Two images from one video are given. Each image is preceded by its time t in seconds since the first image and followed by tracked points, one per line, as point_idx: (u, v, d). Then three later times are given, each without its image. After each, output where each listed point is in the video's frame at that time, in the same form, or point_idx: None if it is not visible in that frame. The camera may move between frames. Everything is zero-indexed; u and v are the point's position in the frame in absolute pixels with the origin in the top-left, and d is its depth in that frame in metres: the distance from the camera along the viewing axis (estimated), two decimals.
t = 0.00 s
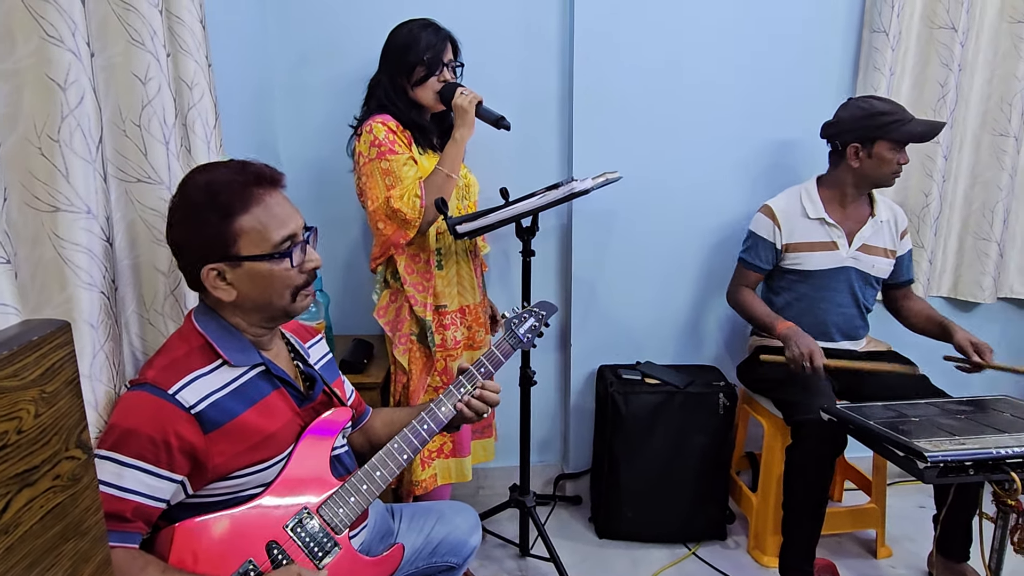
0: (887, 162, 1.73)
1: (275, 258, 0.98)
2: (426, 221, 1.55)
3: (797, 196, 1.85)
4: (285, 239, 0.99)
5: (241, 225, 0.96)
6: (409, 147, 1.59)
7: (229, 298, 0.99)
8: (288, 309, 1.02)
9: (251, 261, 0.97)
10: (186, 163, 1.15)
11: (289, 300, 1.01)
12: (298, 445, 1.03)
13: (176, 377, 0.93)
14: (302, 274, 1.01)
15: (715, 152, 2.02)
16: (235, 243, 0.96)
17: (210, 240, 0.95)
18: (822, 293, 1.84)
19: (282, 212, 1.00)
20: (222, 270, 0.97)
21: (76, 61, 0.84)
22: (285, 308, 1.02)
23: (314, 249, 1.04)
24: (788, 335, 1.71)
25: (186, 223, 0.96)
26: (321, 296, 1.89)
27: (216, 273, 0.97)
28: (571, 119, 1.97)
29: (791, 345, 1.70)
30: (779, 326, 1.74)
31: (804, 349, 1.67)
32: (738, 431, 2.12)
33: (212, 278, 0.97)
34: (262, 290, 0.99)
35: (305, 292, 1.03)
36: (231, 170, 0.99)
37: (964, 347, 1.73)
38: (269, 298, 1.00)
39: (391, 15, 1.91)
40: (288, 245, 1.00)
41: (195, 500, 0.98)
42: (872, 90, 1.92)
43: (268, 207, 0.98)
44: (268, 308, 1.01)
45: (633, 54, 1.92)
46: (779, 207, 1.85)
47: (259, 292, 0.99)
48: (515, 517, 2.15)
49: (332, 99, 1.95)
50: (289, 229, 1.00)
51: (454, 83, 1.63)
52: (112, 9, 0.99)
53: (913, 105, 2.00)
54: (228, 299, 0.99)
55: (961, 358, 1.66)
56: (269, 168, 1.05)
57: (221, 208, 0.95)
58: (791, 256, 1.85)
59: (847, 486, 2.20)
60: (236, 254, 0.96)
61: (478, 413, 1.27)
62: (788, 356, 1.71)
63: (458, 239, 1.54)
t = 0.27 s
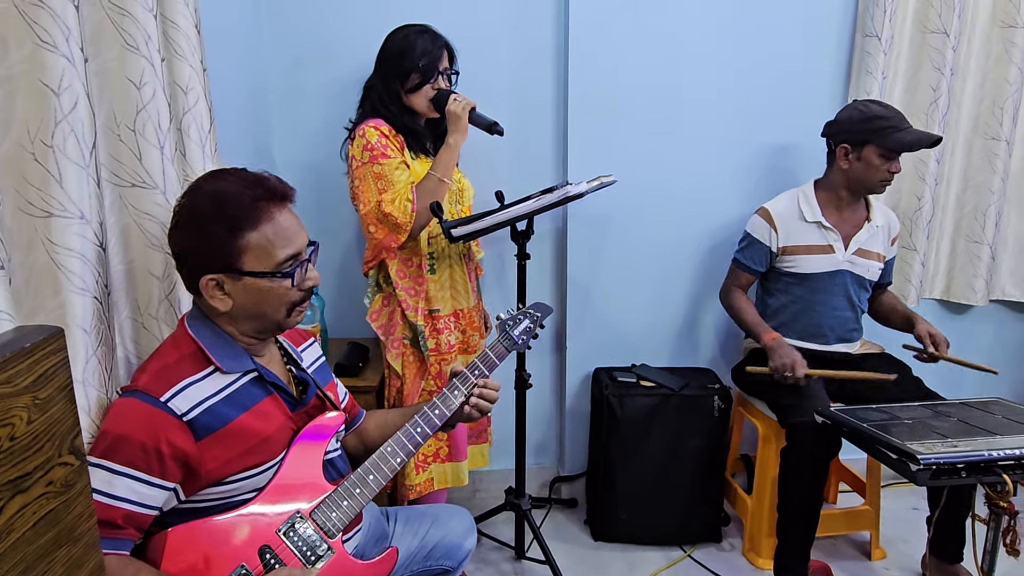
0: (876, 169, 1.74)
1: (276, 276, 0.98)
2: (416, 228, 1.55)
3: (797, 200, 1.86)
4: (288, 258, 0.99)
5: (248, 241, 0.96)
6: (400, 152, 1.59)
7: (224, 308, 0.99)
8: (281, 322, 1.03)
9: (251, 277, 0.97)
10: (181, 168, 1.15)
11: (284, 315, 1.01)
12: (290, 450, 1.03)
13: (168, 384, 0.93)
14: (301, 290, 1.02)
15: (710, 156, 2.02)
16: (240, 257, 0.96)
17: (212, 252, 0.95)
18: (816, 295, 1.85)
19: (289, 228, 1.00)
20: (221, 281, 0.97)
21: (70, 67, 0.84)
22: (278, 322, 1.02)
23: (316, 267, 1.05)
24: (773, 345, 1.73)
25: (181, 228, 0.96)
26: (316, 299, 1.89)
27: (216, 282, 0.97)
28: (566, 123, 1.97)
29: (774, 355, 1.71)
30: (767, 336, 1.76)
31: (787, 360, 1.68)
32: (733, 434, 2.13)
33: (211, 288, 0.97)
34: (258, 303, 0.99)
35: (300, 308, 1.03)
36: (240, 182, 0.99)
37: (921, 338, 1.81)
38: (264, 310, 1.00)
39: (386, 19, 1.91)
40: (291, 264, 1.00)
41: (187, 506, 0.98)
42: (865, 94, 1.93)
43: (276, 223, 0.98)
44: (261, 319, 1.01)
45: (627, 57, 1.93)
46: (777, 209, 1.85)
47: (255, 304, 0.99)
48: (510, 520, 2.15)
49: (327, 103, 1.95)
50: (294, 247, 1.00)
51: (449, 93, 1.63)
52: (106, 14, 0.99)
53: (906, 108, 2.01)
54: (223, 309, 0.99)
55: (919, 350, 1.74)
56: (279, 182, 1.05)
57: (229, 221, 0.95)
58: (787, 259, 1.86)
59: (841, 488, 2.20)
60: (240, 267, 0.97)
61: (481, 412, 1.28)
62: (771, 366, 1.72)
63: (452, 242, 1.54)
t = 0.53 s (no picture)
0: (855, 168, 1.76)
1: (262, 264, 0.98)
2: (409, 225, 1.55)
3: (790, 199, 1.86)
4: (273, 245, 0.99)
5: (229, 230, 0.96)
6: (392, 152, 1.59)
7: (214, 303, 0.99)
8: (274, 314, 1.02)
9: (237, 267, 0.97)
10: (172, 166, 1.14)
11: (276, 306, 1.01)
12: (283, 450, 1.03)
13: (160, 383, 0.92)
14: (290, 279, 1.01)
15: (703, 157, 2.03)
16: (223, 248, 0.96)
17: (196, 244, 0.95)
18: (809, 295, 1.85)
19: (270, 217, 0.99)
20: (208, 275, 0.97)
21: (59, 64, 0.84)
22: (272, 314, 1.02)
23: (303, 254, 1.04)
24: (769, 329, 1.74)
25: (171, 227, 0.95)
26: (309, 299, 1.88)
27: (203, 277, 0.97)
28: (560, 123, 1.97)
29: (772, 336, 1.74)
30: (761, 320, 1.77)
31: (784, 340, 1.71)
32: (727, 434, 2.13)
33: (199, 283, 0.97)
34: (249, 296, 0.99)
35: (292, 298, 1.03)
36: (221, 175, 0.98)
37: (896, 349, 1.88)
38: (255, 304, 1.00)
39: (380, 19, 1.91)
40: (277, 251, 0.99)
41: (179, 506, 0.97)
42: (858, 95, 1.94)
43: (257, 213, 0.98)
44: (254, 314, 1.01)
45: (621, 58, 1.93)
46: (773, 210, 1.85)
47: (245, 298, 0.99)
48: (504, 521, 2.15)
49: (319, 103, 1.95)
50: (277, 235, 0.99)
51: (441, 88, 1.63)
52: (96, 12, 0.98)
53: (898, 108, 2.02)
54: (213, 304, 0.99)
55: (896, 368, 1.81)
56: (259, 172, 1.04)
57: (211, 213, 0.95)
58: (779, 257, 1.86)
59: (835, 488, 2.21)
60: (224, 258, 0.96)
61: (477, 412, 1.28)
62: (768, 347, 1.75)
63: (446, 242, 1.54)
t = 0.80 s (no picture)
0: (839, 173, 1.76)
1: (255, 274, 0.97)
2: (400, 229, 1.55)
3: (780, 201, 1.87)
4: (267, 254, 0.99)
5: (224, 238, 0.96)
6: (383, 156, 1.59)
7: (205, 309, 0.98)
8: (264, 323, 1.02)
9: (230, 275, 0.96)
10: (162, 169, 1.14)
11: (267, 315, 1.01)
12: (271, 456, 1.02)
13: (148, 388, 0.92)
14: (282, 289, 1.01)
15: (694, 160, 2.03)
16: (216, 256, 0.96)
17: (191, 251, 0.95)
18: (801, 297, 1.86)
19: (266, 225, 0.99)
20: (200, 282, 0.96)
21: (46, 68, 0.83)
22: (261, 322, 1.01)
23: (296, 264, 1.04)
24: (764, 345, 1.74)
25: (161, 230, 0.95)
26: (301, 302, 1.88)
27: (195, 283, 0.96)
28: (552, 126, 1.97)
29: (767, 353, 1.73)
30: (756, 335, 1.77)
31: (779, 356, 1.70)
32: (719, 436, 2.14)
33: (190, 289, 0.97)
34: (239, 303, 0.98)
35: (282, 307, 1.02)
36: (217, 181, 0.98)
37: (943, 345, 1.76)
38: (246, 312, 0.99)
39: (371, 21, 1.91)
40: (270, 260, 0.99)
41: (167, 511, 0.97)
42: (848, 98, 1.95)
43: (253, 220, 0.98)
44: (244, 321, 1.00)
45: (612, 61, 1.94)
46: (762, 213, 1.86)
47: (235, 305, 0.98)
48: (497, 524, 2.14)
49: (311, 107, 1.95)
50: (272, 244, 0.99)
51: (432, 91, 1.63)
52: (84, 15, 0.98)
53: (889, 111, 2.03)
54: (203, 310, 0.98)
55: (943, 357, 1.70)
56: (256, 181, 1.04)
57: (205, 221, 0.95)
58: (770, 261, 1.87)
59: (827, 490, 2.21)
60: (217, 266, 0.96)
61: (463, 419, 1.28)
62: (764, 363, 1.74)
63: (438, 246, 1.54)
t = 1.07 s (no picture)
0: (832, 175, 1.77)
1: (245, 274, 0.98)
2: (392, 231, 1.56)
3: (773, 203, 1.88)
4: (257, 254, 0.99)
5: (213, 239, 0.96)
6: (377, 158, 1.59)
7: (195, 310, 0.98)
8: (255, 324, 1.02)
9: (220, 276, 0.97)
10: (154, 172, 1.14)
11: (257, 316, 1.01)
12: (263, 458, 1.03)
13: (139, 390, 0.92)
14: (272, 290, 1.01)
15: (686, 162, 2.04)
16: (206, 257, 0.96)
17: (179, 250, 0.95)
18: (792, 298, 1.87)
19: (256, 227, 0.99)
20: (190, 282, 0.97)
21: (37, 72, 0.84)
22: (252, 322, 1.02)
23: (286, 265, 1.04)
24: (747, 336, 1.75)
25: (151, 232, 0.95)
26: (294, 304, 1.88)
27: (185, 284, 0.97)
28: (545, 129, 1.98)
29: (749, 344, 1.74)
30: (741, 327, 1.78)
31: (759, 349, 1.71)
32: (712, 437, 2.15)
33: (180, 290, 0.97)
34: (229, 303, 0.98)
35: (273, 308, 1.03)
36: (206, 183, 0.98)
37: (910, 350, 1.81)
38: (236, 313, 1.00)
39: (364, 24, 1.91)
40: (260, 261, 1.00)
41: (158, 513, 0.97)
42: (839, 101, 1.96)
43: (242, 222, 0.98)
44: (234, 322, 1.00)
45: (605, 64, 1.94)
46: (754, 211, 1.88)
47: (226, 306, 0.99)
48: (490, 525, 2.15)
49: (303, 110, 1.95)
50: (262, 245, 1.00)
51: (424, 93, 1.64)
52: (75, 18, 0.98)
53: (879, 114, 2.04)
54: (194, 311, 0.98)
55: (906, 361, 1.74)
56: (246, 181, 1.04)
57: (193, 220, 0.95)
58: (763, 260, 1.88)
59: (819, 490, 2.22)
60: (207, 267, 0.96)
61: (448, 423, 1.26)
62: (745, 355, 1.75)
63: (430, 248, 1.54)
